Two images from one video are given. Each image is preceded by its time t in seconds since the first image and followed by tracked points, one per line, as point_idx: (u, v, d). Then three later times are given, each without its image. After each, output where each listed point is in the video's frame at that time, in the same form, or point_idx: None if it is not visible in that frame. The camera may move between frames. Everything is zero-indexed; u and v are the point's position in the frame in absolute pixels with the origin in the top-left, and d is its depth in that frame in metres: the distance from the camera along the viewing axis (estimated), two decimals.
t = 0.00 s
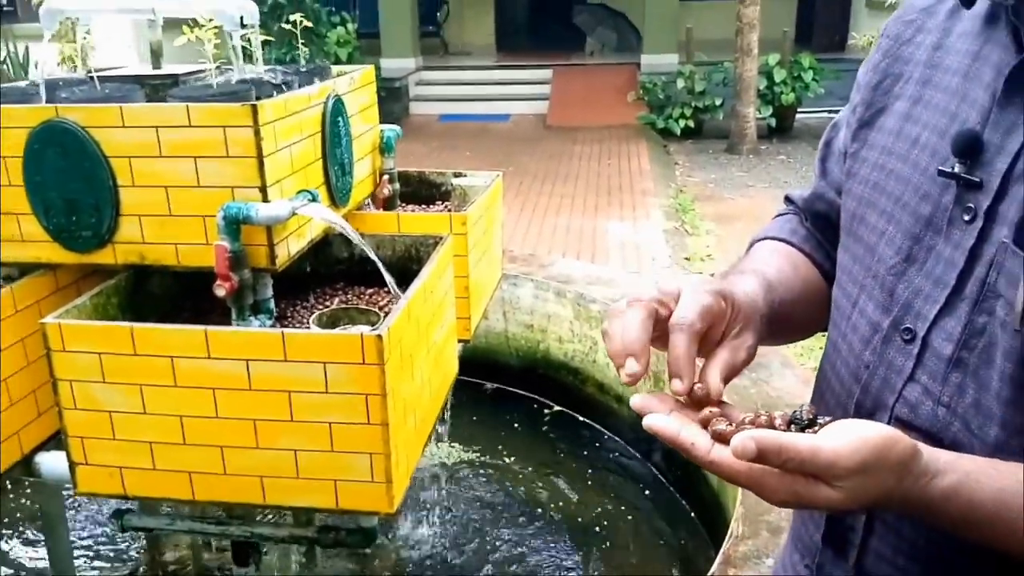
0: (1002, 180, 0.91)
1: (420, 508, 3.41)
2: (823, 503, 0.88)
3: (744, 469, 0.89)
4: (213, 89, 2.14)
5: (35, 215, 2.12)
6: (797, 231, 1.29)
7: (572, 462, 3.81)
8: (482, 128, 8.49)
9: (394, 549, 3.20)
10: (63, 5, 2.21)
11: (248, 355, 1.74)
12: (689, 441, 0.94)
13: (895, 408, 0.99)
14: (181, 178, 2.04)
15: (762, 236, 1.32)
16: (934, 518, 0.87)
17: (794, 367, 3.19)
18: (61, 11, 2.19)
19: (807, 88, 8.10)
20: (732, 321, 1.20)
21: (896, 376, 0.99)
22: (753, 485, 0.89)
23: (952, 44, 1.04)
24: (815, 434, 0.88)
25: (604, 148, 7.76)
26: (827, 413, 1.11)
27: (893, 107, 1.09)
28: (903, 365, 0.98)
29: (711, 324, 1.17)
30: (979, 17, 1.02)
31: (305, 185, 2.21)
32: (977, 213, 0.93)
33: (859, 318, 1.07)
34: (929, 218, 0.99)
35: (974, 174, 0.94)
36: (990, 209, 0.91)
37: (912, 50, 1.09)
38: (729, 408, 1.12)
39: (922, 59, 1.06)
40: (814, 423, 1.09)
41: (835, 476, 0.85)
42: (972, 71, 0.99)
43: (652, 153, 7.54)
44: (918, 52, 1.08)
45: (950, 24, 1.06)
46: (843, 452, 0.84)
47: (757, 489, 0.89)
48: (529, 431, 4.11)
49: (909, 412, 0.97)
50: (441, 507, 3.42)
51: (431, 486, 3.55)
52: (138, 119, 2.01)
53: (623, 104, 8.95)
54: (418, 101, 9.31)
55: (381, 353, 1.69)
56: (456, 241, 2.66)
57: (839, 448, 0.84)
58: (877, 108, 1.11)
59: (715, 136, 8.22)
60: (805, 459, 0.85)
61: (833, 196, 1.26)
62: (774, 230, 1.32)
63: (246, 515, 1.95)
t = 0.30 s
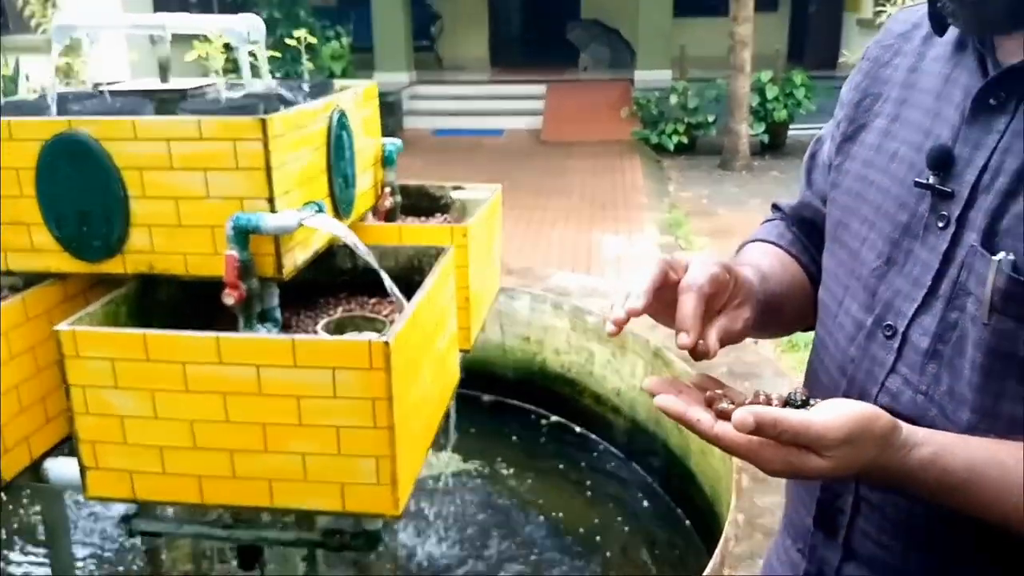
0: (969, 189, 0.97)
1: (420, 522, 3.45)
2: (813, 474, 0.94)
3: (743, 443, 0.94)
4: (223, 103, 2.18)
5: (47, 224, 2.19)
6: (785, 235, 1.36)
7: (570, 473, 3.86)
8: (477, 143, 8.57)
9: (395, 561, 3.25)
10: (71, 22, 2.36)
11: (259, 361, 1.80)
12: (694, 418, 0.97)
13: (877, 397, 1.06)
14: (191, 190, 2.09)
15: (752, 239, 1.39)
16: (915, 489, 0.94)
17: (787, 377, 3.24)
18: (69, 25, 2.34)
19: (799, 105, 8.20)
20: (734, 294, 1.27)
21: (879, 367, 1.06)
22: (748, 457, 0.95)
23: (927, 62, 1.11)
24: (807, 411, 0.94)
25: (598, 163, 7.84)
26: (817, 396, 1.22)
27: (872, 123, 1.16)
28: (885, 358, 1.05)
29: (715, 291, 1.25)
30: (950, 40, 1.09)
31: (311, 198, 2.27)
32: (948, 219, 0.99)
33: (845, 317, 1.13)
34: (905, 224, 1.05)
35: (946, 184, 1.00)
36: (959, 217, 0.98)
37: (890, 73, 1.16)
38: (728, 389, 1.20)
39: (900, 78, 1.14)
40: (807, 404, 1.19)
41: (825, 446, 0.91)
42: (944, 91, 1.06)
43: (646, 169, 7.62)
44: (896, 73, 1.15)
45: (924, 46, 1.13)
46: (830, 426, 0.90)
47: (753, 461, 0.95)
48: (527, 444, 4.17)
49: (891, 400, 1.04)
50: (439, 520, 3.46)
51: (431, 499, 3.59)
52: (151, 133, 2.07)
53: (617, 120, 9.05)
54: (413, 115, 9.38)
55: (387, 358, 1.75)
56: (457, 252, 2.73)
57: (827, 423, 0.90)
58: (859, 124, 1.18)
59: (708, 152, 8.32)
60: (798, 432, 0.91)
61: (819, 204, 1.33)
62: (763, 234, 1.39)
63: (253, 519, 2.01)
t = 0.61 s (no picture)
0: (936, 196, 1.03)
1: (419, 537, 3.49)
2: (800, 445, 1.00)
3: (735, 414, 1.01)
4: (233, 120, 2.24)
5: (59, 238, 2.24)
6: (769, 244, 1.43)
7: (567, 488, 3.90)
8: (471, 162, 8.65)
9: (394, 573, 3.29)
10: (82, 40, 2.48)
11: (270, 368, 1.90)
12: (695, 393, 1.04)
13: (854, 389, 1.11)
14: (202, 205, 2.15)
15: (738, 247, 1.45)
16: (891, 461, 0.97)
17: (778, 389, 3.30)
18: (80, 42, 2.47)
19: (791, 126, 8.31)
20: (728, 307, 1.31)
21: (857, 362, 1.11)
22: (742, 430, 1.01)
23: (899, 83, 1.18)
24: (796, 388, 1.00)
25: (593, 182, 7.93)
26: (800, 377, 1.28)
27: (849, 138, 1.22)
28: (862, 351, 1.10)
29: (711, 309, 1.28)
30: (918, 64, 1.17)
31: (317, 212, 2.33)
32: (917, 222, 1.05)
33: (826, 316, 1.18)
34: (879, 228, 1.11)
35: (916, 192, 1.06)
36: (928, 219, 1.04)
37: (865, 92, 1.23)
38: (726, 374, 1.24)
39: (874, 98, 1.21)
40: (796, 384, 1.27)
41: (811, 418, 0.97)
42: (913, 109, 1.13)
43: (640, 188, 7.69)
44: (871, 93, 1.22)
45: (895, 69, 1.20)
46: (816, 399, 0.96)
47: (747, 434, 1.01)
48: (523, 458, 4.21)
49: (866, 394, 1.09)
50: (438, 535, 3.50)
51: (429, 513, 3.63)
52: (164, 149, 2.13)
53: (611, 140, 9.14)
54: (408, 135, 9.47)
55: (394, 365, 1.84)
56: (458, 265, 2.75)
57: (812, 397, 0.96)
58: (837, 140, 1.24)
59: (701, 172, 8.42)
60: (788, 404, 0.97)
61: (801, 215, 1.41)
62: (749, 243, 1.45)
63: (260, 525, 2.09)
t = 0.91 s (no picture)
0: (902, 211, 1.12)
1: (420, 553, 3.52)
2: (791, 440, 1.07)
3: (733, 415, 1.08)
4: (245, 143, 2.31)
5: (73, 256, 2.30)
6: (749, 262, 1.50)
7: (566, 506, 3.95)
8: (469, 187, 8.71)
9: None
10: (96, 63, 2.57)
11: (281, 382, 2.05)
12: (696, 396, 1.13)
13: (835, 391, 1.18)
14: (213, 225, 2.22)
15: (719, 267, 1.52)
16: (872, 452, 1.06)
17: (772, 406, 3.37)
18: (93, 67, 2.55)
19: (786, 151, 8.38)
20: (723, 328, 1.37)
21: (836, 364, 1.19)
22: (735, 427, 1.09)
23: (865, 110, 1.26)
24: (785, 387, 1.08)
25: (590, 207, 8.00)
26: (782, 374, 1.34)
27: (820, 162, 1.29)
28: (840, 355, 1.18)
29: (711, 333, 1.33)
30: (882, 92, 1.24)
31: (325, 232, 2.40)
32: (886, 236, 1.13)
33: (806, 324, 1.25)
34: (852, 242, 1.19)
35: (884, 208, 1.15)
36: (896, 232, 1.12)
37: (834, 119, 1.30)
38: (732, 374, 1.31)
39: (842, 124, 1.28)
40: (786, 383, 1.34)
41: (799, 412, 1.04)
42: (878, 134, 1.21)
43: (637, 213, 7.77)
44: (838, 119, 1.29)
45: (861, 97, 1.28)
46: (802, 397, 1.04)
47: (743, 431, 1.09)
48: (522, 477, 4.26)
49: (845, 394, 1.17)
50: (438, 552, 3.54)
51: (430, 532, 3.67)
52: (178, 170, 2.19)
53: (608, 165, 9.22)
54: (406, 158, 9.53)
55: (401, 378, 1.99)
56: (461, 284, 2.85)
57: (799, 395, 1.04)
58: (810, 162, 1.31)
59: (698, 197, 8.49)
60: (779, 400, 1.04)
61: (778, 233, 1.48)
62: (731, 262, 1.52)
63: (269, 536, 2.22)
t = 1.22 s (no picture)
0: (870, 239, 1.20)
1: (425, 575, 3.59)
2: (783, 460, 1.15)
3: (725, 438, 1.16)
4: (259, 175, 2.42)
5: (94, 283, 2.40)
6: (725, 292, 1.59)
7: (570, 529, 4.01)
8: (475, 215, 8.84)
9: None
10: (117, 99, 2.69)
11: (294, 404, 2.14)
12: (691, 421, 1.20)
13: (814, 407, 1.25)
14: (229, 253, 2.32)
15: (698, 297, 1.60)
16: (856, 464, 1.13)
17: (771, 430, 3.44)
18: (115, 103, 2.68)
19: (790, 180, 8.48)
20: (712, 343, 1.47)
21: (815, 385, 1.26)
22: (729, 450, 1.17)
23: (830, 148, 1.36)
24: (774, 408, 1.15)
25: (595, 235, 8.12)
26: (764, 395, 1.41)
27: (791, 197, 1.39)
28: (818, 376, 1.26)
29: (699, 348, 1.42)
30: (844, 131, 1.35)
31: (336, 259, 2.51)
32: (856, 263, 1.21)
33: (784, 348, 1.33)
34: (823, 269, 1.27)
35: (853, 237, 1.23)
36: (865, 259, 1.20)
37: (800, 157, 1.41)
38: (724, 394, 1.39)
39: (808, 161, 1.38)
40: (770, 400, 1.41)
41: (791, 431, 1.11)
42: (843, 170, 1.31)
43: (641, 241, 7.89)
44: (805, 156, 1.40)
45: (825, 136, 1.39)
46: (792, 418, 1.11)
47: (736, 452, 1.17)
48: (527, 502, 4.33)
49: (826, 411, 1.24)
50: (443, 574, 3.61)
51: (435, 554, 3.74)
52: (194, 201, 2.30)
53: (612, 194, 9.35)
54: (413, 187, 9.68)
55: (408, 399, 2.09)
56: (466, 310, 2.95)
57: (789, 416, 1.11)
58: (780, 198, 1.41)
59: (702, 226, 8.60)
60: (770, 420, 1.12)
61: (752, 265, 1.58)
62: (707, 292, 1.61)
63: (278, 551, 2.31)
